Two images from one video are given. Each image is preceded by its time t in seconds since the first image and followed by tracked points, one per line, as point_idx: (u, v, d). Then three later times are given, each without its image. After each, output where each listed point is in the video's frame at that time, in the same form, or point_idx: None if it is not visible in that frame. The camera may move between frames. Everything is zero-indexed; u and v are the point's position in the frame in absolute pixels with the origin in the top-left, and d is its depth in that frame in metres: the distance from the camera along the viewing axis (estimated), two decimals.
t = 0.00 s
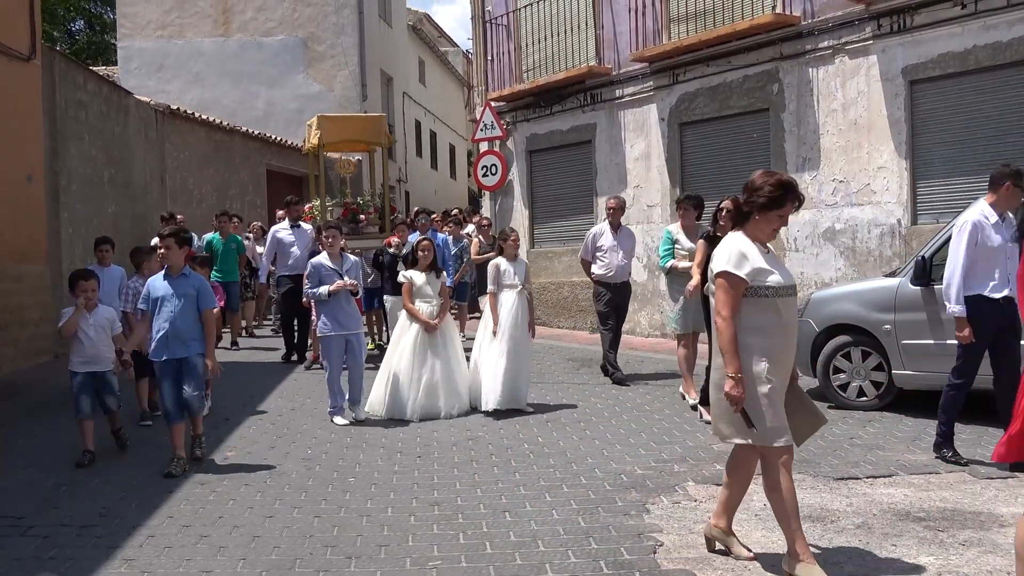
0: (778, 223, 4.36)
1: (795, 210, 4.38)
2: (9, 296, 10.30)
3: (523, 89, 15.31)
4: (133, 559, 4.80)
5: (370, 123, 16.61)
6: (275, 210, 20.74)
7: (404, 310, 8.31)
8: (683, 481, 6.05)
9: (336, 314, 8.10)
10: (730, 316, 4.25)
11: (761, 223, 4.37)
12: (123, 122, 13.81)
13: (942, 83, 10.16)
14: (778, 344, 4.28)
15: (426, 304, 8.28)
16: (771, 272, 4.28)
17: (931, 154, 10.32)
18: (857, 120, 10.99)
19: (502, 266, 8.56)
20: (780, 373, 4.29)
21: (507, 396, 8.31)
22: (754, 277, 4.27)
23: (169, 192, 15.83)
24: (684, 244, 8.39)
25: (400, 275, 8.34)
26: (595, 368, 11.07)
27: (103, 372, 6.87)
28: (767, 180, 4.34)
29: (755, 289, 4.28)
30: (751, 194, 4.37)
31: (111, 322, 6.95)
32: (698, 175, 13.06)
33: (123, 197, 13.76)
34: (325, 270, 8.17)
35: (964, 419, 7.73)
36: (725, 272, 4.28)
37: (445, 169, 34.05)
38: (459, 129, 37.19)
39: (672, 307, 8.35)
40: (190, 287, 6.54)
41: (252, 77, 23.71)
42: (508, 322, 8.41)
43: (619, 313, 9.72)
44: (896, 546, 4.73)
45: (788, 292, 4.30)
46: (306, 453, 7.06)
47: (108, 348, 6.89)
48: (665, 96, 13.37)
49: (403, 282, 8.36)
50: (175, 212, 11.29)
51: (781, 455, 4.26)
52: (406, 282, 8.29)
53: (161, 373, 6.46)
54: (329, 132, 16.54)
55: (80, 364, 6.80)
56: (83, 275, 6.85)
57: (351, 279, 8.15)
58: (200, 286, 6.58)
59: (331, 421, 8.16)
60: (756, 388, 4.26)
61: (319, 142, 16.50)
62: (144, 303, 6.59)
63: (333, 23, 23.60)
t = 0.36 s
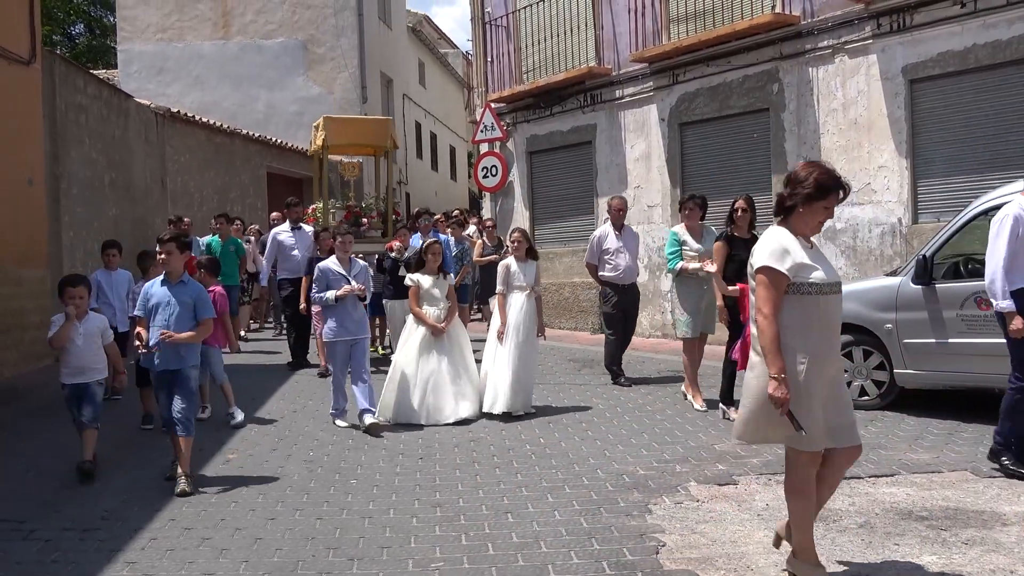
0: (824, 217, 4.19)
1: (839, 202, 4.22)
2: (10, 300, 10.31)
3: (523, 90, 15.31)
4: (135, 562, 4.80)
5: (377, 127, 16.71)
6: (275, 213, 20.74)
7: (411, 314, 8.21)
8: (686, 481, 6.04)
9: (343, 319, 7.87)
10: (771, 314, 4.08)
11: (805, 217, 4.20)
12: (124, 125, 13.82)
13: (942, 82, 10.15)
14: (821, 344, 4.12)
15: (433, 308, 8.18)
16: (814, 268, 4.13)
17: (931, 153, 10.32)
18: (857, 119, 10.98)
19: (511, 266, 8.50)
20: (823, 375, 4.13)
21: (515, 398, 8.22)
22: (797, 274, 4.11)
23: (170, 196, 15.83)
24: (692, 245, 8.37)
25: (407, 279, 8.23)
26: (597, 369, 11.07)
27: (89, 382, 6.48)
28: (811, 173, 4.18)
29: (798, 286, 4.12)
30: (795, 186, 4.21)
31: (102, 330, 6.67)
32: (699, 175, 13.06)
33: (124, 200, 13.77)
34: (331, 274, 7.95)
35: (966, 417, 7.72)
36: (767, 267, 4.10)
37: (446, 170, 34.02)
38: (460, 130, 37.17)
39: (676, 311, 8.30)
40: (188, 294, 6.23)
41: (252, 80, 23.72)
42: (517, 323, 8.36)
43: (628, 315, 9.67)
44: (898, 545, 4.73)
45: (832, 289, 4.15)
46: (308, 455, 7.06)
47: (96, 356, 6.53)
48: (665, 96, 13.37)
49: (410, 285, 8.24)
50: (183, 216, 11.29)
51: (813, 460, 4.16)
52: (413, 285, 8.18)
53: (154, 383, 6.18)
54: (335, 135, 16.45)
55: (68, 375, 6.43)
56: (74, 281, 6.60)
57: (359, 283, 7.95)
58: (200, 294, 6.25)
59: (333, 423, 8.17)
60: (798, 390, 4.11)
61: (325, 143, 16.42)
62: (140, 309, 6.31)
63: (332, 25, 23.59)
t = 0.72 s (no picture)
0: (866, 220, 4.01)
1: (884, 204, 4.03)
2: (11, 302, 10.32)
3: (523, 91, 15.31)
4: (136, 563, 4.80)
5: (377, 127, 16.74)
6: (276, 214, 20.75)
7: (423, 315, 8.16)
8: (687, 482, 6.03)
9: (355, 320, 7.83)
10: (806, 322, 3.97)
11: (847, 220, 4.02)
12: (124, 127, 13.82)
13: (942, 81, 10.15)
14: (860, 352, 3.98)
15: (445, 308, 8.11)
16: (852, 275, 3.97)
17: (931, 152, 10.32)
18: (857, 119, 10.98)
19: (516, 270, 8.27)
20: (861, 383, 4.00)
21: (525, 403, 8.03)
22: (833, 281, 3.97)
23: (170, 197, 15.83)
24: (698, 246, 8.31)
25: (421, 279, 8.18)
26: (597, 370, 11.06)
27: (79, 390, 6.24)
28: (853, 173, 3.99)
29: (834, 293, 3.98)
30: (835, 188, 4.03)
31: (95, 335, 6.36)
32: (699, 176, 13.06)
33: (124, 202, 13.77)
34: (347, 274, 7.85)
35: (967, 417, 7.72)
36: (802, 275, 3.99)
37: (446, 171, 34.01)
38: (460, 131, 37.16)
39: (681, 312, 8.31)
40: (187, 295, 6.17)
41: (253, 82, 23.74)
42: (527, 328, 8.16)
43: (635, 317, 9.62)
44: (900, 545, 4.73)
45: (872, 295, 3.99)
46: (309, 456, 7.06)
47: (87, 363, 6.27)
48: (665, 96, 13.37)
49: (424, 286, 8.18)
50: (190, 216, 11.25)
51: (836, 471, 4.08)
52: (426, 286, 8.12)
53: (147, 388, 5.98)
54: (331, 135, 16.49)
55: (56, 380, 6.18)
56: (66, 283, 6.30)
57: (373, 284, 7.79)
58: (198, 295, 6.19)
59: (334, 425, 8.17)
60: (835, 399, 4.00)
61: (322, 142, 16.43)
62: (137, 309, 6.21)
63: (332, 26, 23.59)
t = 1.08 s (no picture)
0: (938, 212, 3.88)
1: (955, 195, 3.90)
2: (12, 303, 10.32)
3: (523, 91, 15.30)
4: (137, 564, 4.80)
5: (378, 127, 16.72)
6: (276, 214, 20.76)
7: (433, 316, 8.00)
8: (688, 481, 6.04)
9: (363, 320, 7.62)
10: (879, 320, 3.77)
11: (918, 212, 3.89)
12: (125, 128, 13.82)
13: (943, 81, 10.15)
14: (932, 352, 3.80)
15: (455, 310, 7.96)
16: (924, 271, 3.81)
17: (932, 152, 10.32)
18: (858, 118, 10.98)
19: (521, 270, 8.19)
20: (933, 385, 3.81)
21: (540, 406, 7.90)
22: (906, 276, 3.80)
23: (171, 198, 15.82)
24: (709, 245, 8.19)
25: (431, 279, 8.02)
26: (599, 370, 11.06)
27: (59, 401, 5.96)
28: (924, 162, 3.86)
29: (905, 290, 3.81)
30: (906, 179, 3.89)
31: (72, 342, 6.05)
32: (700, 176, 13.06)
33: (125, 202, 13.76)
34: (355, 275, 7.73)
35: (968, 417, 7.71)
36: (873, 271, 3.80)
37: (447, 172, 34.00)
38: (461, 131, 37.15)
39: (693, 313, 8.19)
40: (172, 301, 5.75)
41: (253, 82, 23.75)
42: (537, 328, 8.07)
43: (646, 318, 9.45)
44: (901, 545, 4.73)
45: (945, 292, 3.82)
46: (310, 456, 7.06)
47: (66, 372, 5.98)
48: (665, 96, 13.37)
49: (433, 286, 8.03)
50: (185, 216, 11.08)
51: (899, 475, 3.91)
52: (435, 286, 7.96)
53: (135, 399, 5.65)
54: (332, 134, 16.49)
55: (33, 393, 5.89)
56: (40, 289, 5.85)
57: (382, 285, 7.71)
58: (184, 299, 5.78)
59: (335, 425, 8.17)
60: (906, 402, 3.81)
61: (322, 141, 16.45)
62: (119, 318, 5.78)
63: (333, 27, 23.59)
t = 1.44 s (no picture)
0: (992, 203, 3.63)
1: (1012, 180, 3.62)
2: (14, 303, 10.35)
3: (525, 92, 15.29)
4: (139, 564, 4.80)
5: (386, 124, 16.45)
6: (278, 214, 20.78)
7: (441, 319, 7.77)
8: (690, 482, 6.04)
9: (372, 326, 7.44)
10: (936, 320, 3.54)
11: (974, 203, 3.63)
12: (126, 128, 13.83)
13: (944, 81, 10.15)
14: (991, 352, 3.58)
15: (465, 313, 7.74)
16: (984, 267, 3.57)
17: (934, 152, 10.31)
18: (859, 118, 10.97)
19: (533, 271, 8.16)
20: (995, 387, 3.59)
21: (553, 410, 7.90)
22: (964, 273, 3.56)
23: (173, 198, 15.81)
24: (728, 245, 8.12)
25: (436, 282, 7.76)
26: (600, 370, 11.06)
27: (41, 413, 5.49)
28: (972, 150, 3.60)
29: (963, 287, 3.58)
30: (954, 169, 3.65)
31: (62, 351, 5.63)
32: (701, 176, 13.06)
33: (126, 203, 13.76)
34: (362, 279, 7.58)
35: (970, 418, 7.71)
36: (926, 268, 3.58)
37: (448, 172, 34.00)
38: (462, 131, 37.14)
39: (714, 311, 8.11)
40: (162, 300, 5.43)
41: (255, 82, 23.75)
42: (547, 328, 8.05)
43: (663, 320, 9.11)
44: (902, 545, 4.73)
45: (1004, 289, 3.59)
46: (311, 457, 7.06)
47: (55, 384, 5.54)
48: (667, 96, 13.36)
49: (439, 289, 7.80)
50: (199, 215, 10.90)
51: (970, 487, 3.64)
52: (443, 290, 7.75)
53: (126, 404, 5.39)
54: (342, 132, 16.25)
55: (17, 406, 5.44)
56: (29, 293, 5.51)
57: (389, 288, 7.62)
58: (174, 299, 5.45)
59: (337, 425, 8.16)
60: (968, 407, 3.56)
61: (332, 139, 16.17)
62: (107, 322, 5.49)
63: (334, 27, 23.59)
